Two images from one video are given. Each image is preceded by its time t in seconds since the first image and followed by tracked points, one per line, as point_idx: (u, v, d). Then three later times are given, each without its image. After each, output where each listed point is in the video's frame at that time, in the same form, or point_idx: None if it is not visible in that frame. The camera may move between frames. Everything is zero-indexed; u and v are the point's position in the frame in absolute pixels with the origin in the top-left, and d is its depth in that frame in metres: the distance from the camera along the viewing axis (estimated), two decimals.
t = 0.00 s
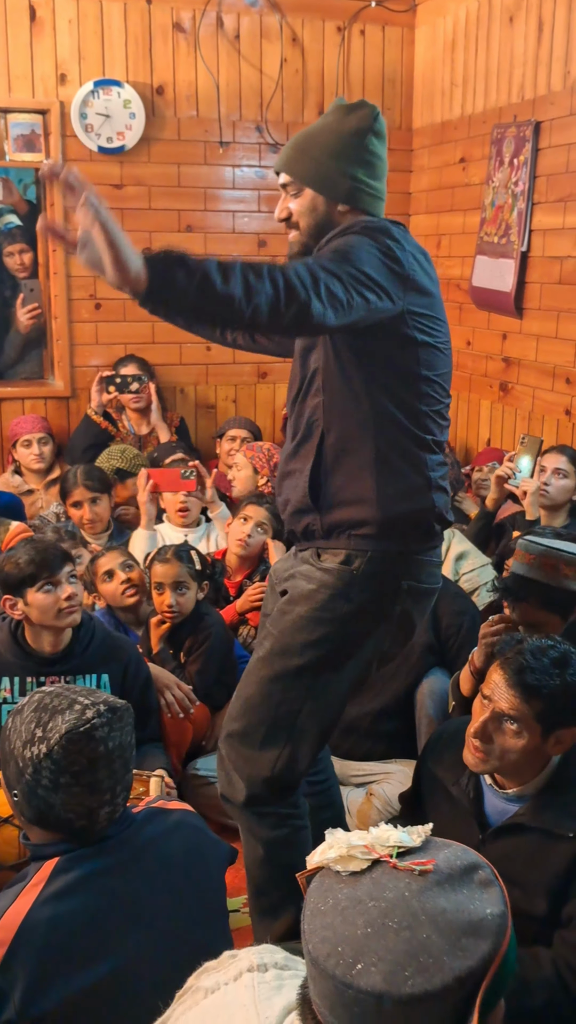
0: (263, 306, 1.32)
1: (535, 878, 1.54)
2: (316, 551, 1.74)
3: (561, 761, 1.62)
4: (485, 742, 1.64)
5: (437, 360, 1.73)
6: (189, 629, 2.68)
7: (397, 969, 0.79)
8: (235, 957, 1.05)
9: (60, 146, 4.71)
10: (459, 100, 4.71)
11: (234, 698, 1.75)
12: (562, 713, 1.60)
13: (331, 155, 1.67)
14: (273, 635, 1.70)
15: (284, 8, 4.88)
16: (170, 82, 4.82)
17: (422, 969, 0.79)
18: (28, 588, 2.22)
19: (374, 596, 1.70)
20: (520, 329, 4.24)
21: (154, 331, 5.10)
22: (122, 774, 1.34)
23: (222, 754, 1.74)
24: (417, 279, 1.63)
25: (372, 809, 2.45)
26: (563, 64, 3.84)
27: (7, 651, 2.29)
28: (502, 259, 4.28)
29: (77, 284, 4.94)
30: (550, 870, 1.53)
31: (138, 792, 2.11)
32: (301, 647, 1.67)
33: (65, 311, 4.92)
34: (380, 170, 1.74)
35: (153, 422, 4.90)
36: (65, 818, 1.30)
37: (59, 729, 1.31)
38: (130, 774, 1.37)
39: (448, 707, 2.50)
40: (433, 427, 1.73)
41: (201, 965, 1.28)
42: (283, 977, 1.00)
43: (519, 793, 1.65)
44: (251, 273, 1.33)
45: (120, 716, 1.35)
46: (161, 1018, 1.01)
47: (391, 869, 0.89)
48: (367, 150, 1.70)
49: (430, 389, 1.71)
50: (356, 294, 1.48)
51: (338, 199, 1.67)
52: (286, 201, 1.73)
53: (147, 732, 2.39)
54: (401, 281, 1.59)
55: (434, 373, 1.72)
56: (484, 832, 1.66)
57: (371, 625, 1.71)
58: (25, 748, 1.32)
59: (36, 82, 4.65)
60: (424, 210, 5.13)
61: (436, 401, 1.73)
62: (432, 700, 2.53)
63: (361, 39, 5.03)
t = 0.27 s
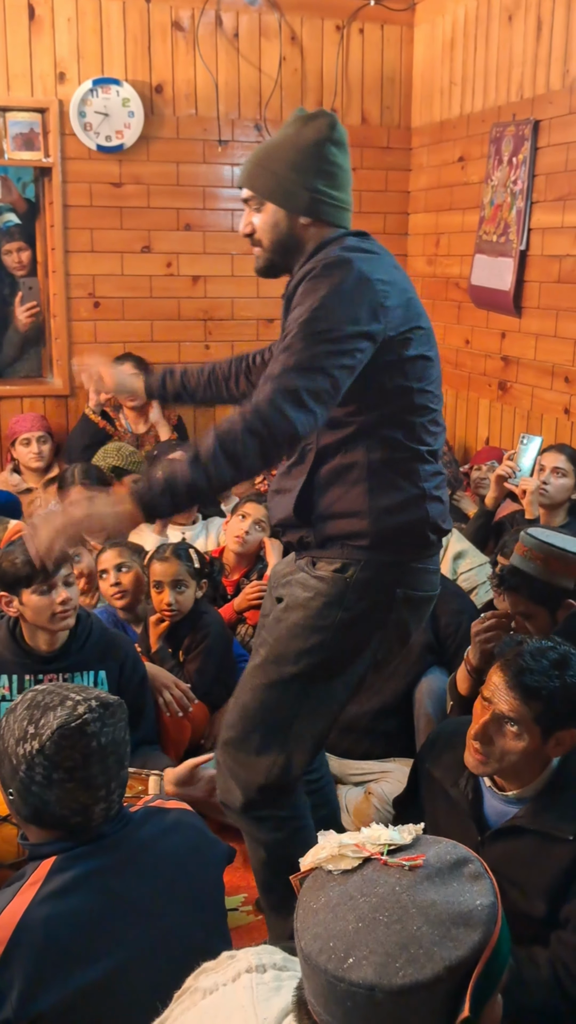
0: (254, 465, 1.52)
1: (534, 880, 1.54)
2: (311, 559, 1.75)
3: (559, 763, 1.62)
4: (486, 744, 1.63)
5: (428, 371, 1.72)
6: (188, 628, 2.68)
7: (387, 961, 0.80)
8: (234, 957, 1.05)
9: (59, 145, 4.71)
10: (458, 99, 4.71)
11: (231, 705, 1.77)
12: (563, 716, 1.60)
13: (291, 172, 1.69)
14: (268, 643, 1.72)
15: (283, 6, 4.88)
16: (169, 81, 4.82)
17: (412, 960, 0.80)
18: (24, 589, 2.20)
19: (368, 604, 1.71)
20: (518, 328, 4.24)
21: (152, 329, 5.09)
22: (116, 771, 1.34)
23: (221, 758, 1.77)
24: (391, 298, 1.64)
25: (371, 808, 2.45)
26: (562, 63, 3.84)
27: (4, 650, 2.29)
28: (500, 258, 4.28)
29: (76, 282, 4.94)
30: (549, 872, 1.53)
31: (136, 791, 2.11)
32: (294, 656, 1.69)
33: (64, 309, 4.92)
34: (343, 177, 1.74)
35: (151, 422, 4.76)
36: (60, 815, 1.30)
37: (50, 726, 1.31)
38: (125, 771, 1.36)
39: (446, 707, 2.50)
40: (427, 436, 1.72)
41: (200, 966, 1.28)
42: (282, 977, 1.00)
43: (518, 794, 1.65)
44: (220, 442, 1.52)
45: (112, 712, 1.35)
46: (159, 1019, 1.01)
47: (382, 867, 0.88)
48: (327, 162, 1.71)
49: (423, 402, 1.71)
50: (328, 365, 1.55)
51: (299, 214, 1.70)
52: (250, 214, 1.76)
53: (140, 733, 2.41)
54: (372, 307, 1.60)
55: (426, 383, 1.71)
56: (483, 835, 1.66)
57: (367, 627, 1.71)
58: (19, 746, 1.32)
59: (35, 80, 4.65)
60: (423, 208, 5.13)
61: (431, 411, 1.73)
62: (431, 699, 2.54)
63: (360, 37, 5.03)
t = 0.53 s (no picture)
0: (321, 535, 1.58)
1: (533, 880, 1.55)
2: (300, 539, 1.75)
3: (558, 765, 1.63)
4: (489, 745, 1.63)
5: (392, 333, 1.69)
6: (187, 627, 2.68)
7: (390, 961, 0.80)
8: (236, 957, 1.05)
9: (58, 144, 4.72)
10: (457, 98, 4.71)
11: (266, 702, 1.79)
12: (565, 716, 1.61)
13: (213, 151, 1.68)
14: (282, 635, 1.73)
15: (282, 6, 4.88)
16: (168, 80, 4.82)
17: (414, 960, 0.81)
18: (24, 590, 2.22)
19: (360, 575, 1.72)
20: (517, 327, 4.25)
21: (152, 328, 5.10)
22: (114, 756, 1.36)
23: (266, 755, 1.81)
24: (338, 271, 1.60)
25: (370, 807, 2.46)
26: (561, 62, 3.84)
27: (4, 648, 2.30)
28: (499, 257, 4.28)
29: (75, 281, 4.94)
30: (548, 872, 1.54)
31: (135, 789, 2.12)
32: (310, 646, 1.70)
33: (63, 309, 4.93)
34: (270, 151, 1.72)
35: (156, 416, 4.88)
36: (69, 812, 1.31)
37: (45, 727, 1.31)
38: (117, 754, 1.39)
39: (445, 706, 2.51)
40: (400, 399, 1.70)
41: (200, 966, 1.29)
42: (283, 977, 1.00)
43: (518, 796, 1.65)
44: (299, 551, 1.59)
45: (98, 701, 1.37)
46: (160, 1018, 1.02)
47: (382, 866, 0.89)
48: (249, 136, 1.69)
49: (386, 369, 1.67)
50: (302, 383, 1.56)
51: (225, 195, 1.69)
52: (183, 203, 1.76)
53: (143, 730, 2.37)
54: (318, 288, 1.57)
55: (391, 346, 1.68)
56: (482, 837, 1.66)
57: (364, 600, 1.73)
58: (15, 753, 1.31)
59: (34, 79, 4.65)
60: (422, 207, 5.13)
61: (395, 371, 1.69)
62: (430, 699, 2.55)
63: (359, 37, 5.03)
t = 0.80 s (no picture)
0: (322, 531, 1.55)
1: (532, 878, 1.54)
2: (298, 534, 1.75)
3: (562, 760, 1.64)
4: (496, 739, 1.65)
5: (380, 329, 1.69)
6: (186, 626, 2.69)
7: (398, 961, 0.80)
8: (238, 958, 1.05)
9: (58, 144, 4.72)
10: (457, 98, 4.71)
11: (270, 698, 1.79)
12: (572, 713, 1.63)
13: (195, 158, 1.68)
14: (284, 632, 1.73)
15: (282, 5, 4.88)
16: (168, 79, 4.82)
17: (423, 961, 0.80)
18: (25, 590, 2.22)
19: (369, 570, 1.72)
20: (517, 327, 4.25)
21: (151, 327, 5.10)
22: (109, 761, 1.35)
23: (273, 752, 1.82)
24: (323, 273, 1.60)
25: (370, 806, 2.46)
26: (561, 61, 3.84)
27: (3, 647, 2.30)
28: (499, 256, 4.28)
29: (75, 280, 4.94)
30: (547, 870, 1.53)
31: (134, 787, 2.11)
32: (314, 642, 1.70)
33: (63, 308, 4.93)
34: (248, 155, 1.72)
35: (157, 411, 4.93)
36: (57, 812, 1.30)
37: (43, 722, 1.30)
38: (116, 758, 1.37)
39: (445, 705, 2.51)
40: (393, 394, 1.71)
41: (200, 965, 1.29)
42: (287, 979, 1.00)
43: (520, 793, 1.65)
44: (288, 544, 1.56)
45: (101, 703, 1.35)
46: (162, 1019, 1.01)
47: (387, 866, 0.89)
48: (227, 141, 1.68)
49: (381, 370, 1.68)
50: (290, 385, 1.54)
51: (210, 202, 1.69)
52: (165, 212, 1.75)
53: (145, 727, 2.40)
54: (306, 293, 1.57)
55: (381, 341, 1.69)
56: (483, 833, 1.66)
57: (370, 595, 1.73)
58: (11, 746, 1.31)
59: (34, 78, 4.66)
60: (422, 207, 5.13)
61: (391, 369, 1.70)
62: (430, 698, 2.55)
63: (359, 36, 5.03)
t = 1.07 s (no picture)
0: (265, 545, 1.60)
1: (530, 878, 1.55)
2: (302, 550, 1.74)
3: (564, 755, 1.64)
4: (498, 734, 1.64)
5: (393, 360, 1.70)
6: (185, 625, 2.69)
7: (397, 967, 0.80)
8: (235, 958, 1.05)
9: (58, 144, 4.72)
10: (457, 97, 4.71)
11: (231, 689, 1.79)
12: (574, 708, 1.63)
13: (221, 180, 1.67)
14: (260, 630, 1.73)
15: (282, 5, 4.88)
16: (168, 79, 4.82)
17: (421, 967, 0.81)
18: (29, 591, 2.22)
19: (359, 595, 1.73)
20: (517, 326, 4.25)
21: (151, 327, 5.10)
22: (110, 765, 1.34)
23: (220, 745, 1.79)
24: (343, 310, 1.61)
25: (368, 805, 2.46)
26: (561, 61, 3.84)
27: (4, 648, 2.30)
28: (499, 256, 4.28)
29: (75, 280, 4.95)
30: (546, 869, 1.54)
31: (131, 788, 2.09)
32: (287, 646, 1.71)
33: (63, 308, 4.93)
34: (270, 181, 1.72)
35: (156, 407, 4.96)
36: (54, 812, 1.30)
37: (44, 719, 1.31)
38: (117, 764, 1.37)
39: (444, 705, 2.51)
40: (405, 423, 1.71)
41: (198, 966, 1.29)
42: (284, 978, 1.00)
43: (521, 792, 1.65)
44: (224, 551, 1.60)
45: (105, 705, 1.35)
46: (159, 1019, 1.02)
47: (386, 869, 0.89)
48: (253, 169, 1.69)
49: (393, 396, 1.69)
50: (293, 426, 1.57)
51: (233, 226, 1.68)
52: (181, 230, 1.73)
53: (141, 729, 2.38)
54: (324, 331, 1.58)
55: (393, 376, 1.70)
56: (483, 831, 1.66)
57: (360, 617, 1.73)
58: (12, 742, 1.32)
59: (34, 78, 4.66)
60: (422, 207, 5.13)
61: (402, 398, 1.70)
62: (429, 698, 2.54)
63: (359, 36, 5.03)
